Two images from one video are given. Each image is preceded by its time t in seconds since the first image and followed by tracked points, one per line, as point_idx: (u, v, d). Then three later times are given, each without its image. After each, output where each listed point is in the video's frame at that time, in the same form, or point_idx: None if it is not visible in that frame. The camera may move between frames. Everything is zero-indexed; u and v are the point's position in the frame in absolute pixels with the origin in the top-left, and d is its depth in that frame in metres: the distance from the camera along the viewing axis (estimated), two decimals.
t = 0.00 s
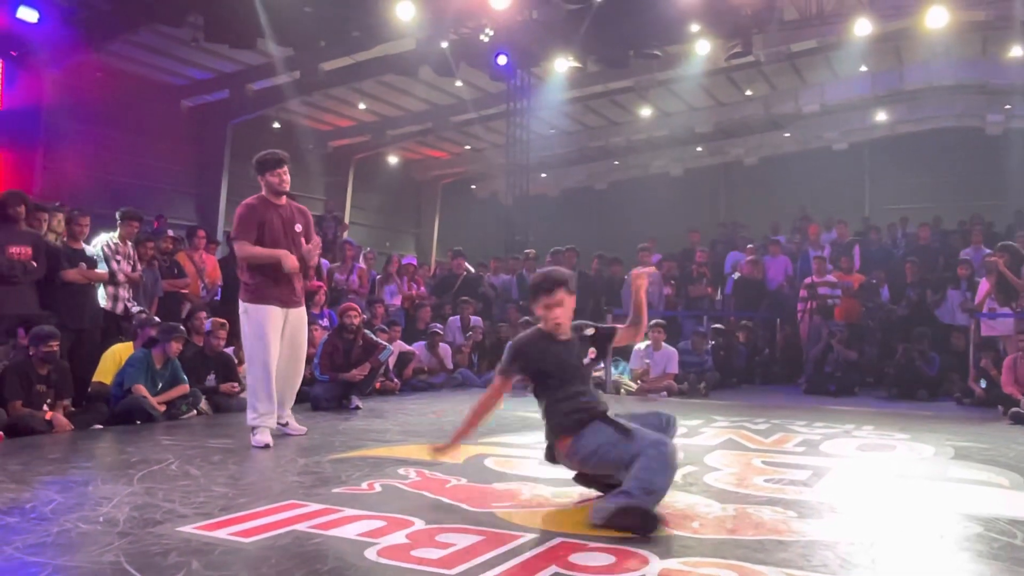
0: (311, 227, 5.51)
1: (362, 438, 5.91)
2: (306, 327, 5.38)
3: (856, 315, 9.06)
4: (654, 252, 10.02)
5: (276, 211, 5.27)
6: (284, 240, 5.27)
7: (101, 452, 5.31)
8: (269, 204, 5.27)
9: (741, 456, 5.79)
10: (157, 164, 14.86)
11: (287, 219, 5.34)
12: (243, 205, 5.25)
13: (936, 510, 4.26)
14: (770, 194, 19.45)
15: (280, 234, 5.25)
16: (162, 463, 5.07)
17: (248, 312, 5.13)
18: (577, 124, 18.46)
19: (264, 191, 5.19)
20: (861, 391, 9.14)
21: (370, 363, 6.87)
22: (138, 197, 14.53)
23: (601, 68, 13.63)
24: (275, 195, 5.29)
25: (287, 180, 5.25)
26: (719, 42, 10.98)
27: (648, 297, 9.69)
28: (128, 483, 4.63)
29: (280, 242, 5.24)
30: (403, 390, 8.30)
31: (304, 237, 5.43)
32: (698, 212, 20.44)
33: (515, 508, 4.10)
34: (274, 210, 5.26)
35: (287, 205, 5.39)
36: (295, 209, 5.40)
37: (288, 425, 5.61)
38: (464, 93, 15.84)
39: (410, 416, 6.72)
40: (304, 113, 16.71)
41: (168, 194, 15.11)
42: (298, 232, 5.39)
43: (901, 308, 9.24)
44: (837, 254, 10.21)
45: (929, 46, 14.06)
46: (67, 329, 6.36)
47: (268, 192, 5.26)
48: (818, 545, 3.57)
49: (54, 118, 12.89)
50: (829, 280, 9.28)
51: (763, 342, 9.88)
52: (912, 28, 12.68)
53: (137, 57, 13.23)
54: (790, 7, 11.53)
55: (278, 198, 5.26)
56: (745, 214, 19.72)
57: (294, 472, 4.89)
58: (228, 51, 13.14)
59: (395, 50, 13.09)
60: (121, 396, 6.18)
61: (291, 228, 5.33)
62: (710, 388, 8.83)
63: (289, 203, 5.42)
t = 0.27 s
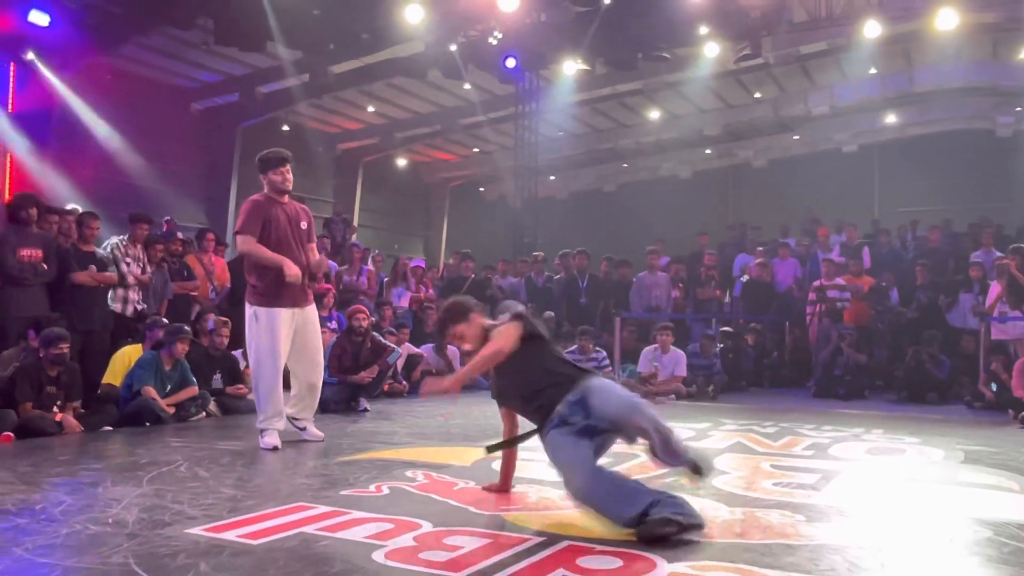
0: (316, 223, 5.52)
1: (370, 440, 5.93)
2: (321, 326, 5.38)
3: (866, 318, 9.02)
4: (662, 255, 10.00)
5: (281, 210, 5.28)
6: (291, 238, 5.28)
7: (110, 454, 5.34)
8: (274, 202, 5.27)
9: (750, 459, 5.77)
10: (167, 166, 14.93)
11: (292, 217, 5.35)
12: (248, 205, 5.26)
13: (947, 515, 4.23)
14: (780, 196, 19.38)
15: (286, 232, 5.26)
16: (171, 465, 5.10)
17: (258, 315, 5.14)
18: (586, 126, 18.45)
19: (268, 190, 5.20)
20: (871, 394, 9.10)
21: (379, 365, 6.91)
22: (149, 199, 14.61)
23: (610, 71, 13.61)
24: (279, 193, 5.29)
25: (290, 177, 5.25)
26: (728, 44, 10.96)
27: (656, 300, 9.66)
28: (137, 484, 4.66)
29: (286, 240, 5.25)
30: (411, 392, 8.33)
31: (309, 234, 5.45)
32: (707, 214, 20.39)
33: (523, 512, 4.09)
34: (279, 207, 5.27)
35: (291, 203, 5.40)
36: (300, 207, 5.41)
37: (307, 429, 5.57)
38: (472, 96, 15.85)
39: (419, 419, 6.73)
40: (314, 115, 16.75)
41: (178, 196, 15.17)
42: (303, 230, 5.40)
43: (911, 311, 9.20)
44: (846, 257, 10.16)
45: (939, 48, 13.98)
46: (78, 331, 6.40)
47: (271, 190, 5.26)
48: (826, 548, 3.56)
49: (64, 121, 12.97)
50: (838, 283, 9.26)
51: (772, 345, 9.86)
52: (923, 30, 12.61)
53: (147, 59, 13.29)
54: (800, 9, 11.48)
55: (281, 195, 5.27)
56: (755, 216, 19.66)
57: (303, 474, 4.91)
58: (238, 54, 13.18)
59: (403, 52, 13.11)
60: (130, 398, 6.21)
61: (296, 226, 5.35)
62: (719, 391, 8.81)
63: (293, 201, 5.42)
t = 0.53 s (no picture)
0: (331, 227, 5.53)
1: (388, 445, 5.94)
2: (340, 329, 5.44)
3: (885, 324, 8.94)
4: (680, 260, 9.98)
5: (297, 215, 5.29)
6: (308, 243, 5.30)
7: (131, 458, 5.39)
8: (289, 207, 5.28)
9: (768, 466, 5.73)
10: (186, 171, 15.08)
11: (309, 222, 5.36)
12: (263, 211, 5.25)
13: (971, 524, 4.19)
14: (798, 200, 19.26)
15: (303, 238, 5.27)
16: (190, 469, 5.14)
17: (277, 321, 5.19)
18: (604, 131, 18.42)
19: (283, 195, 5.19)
20: (891, 401, 9.02)
21: (397, 370, 6.91)
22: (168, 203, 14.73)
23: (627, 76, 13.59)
24: (295, 198, 5.29)
25: (305, 182, 5.24)
26: (746, 49, 10.93)
27: (674, 305, 9.70)
28: (158, 488, 4.69)
29: (303, 245, 5.27)
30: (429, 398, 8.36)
31: (326, 238, 5.46)
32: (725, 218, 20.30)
33: (541, 519, 4.09)
34: (295, 212, 5.28)
35: (306, 207, 5.40)
36: (315, 211, 5.42)
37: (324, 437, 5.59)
38: (489, 101, 15.88)
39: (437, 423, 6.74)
40: (332, 120, 16.84)
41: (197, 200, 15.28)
42: (320, 234, 5.41)
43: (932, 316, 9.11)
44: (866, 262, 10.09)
45: (960, 51, 13.87)
46: (98, 336, 6.46)
47: (287, 195, 5.25)
48: (848, 557, 3.53)
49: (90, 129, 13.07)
50: (860, 288, 9.28)
51: (791, 350, 9.80)
52: (943, 34, 12.52)
53: (167, 66, 13.36)
54: (818, 13, 11.43)
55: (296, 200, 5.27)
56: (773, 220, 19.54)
57: (321, 479, 4.93)
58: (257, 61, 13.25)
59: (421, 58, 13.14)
60: (151, 403, 6.25)
61: (313, 230, 5.36)
62: (737, 397, 8.78)
63: (308, 205, 5.43)
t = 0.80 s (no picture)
0: (352, 231, 5.55)
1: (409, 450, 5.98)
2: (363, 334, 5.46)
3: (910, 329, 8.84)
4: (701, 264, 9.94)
5: (317, 221, 5.32)
6: (329, 248, 5.33)
7: (155, 461, 5.44)
8: (309, 213, 5.31)
9: (790, 471, 5.68)
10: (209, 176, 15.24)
11: (330, 227, 5.37)
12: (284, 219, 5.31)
13: (1002, 531, 4.12)
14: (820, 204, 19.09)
15: (324, 244, 5.30)
16: (213, 472, 5.18)
17: (301, 325, 5.22)
18: (625, 135, 18.37)
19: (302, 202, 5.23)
20: (915, 407, 8.92)
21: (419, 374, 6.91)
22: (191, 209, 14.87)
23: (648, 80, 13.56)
24: (314, 204, 5.32)
25: (324, 188, 5.25)
26: (767, 51, 10.88)
27: (695, 309, 9.77)
28: (181, 491, 4.73)
29: (324, 251, 5.30)
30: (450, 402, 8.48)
31: (347, 242, 5.48)
32: (747, 222, 20.17)
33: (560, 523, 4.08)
34: (316, 218, 5.30)
35: (327, 212, 5.42)
36: (335, 216, 5.43)
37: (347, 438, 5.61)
38: (510, 105, 15.91)
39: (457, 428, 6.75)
40: (353, 126, 16.93)
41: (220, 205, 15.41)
42: (342, 239, 5.43)
43: (957, 321, 9.01)
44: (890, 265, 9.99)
45: (986, 52, 13.70)
46: (122, 340, 6.51)
47: (306, 202, 5.29)
48: (872, 563, 3.50)
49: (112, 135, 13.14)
50: (885, 292, 9.22)
51: (813, 354, 9.73)
52: (967, 35, 12.41)
53: (191, 74, 13.45)
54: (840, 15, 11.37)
55: (315, 207, 5.29)
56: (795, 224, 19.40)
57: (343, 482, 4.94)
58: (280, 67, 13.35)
59: (441, 63, 13.17)
60: (174, 406, 6.34)
61: (333, 236, 5.37)
62: (759, 403, 8.73)
63: (329, 210, 5.45)
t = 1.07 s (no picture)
0: (385, 235, 5.42)
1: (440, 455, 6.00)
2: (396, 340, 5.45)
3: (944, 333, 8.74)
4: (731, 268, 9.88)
5: (349, 228, 5.24)
6: (360, 255, 5.26)
7: (189, 464, 5.48)
8: (341, 220, 5.25)
9: (824, 480, 5.60)
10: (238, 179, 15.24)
11: (360, 233, 5.28)
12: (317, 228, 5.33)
13: None
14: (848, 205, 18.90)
15: (355, 251, 5.24)
16: (247, 476, 5.20)
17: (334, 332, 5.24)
18: (652, 137, 18.27)
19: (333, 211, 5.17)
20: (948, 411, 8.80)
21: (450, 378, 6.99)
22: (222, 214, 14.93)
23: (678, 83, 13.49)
24: (345, 212, 5.22)
25: (353, 197, 5.10)
26: (798, 54, 10.81)
27: (726, 312, 9.63)
28: (217, 495, 4.75)
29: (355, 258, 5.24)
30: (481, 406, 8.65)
31: (380, 247, 5.35)
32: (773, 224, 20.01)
33: (592, 530, 4.08)
34: (348, 226, 5.23)
35: (359, 218, 5.32)
36: (367, 222, 5.33)
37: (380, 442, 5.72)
38: (538, 110, 15.90)
39: (487, 433, 6.76)
40: (381, 130, 17.00)
41: (248, 208, 15.49)
42: (373, 244, 5.32)
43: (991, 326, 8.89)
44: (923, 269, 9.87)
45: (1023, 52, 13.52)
46: (158, 345, 6.62)
47: (338, 211, 5.23)
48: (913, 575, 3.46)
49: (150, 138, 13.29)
50: (921, 296, 9.17)
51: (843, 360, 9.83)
52: (1002, 36, 12.26)
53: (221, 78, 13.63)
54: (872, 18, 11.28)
55: (347, 214, 5.19)
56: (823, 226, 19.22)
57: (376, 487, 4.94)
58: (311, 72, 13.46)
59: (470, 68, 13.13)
60: (207, 411, 6.40)
61: (365, 242, 5.29)
62: (790, 408, 8.66)
63: (361, 215, 5.34)
